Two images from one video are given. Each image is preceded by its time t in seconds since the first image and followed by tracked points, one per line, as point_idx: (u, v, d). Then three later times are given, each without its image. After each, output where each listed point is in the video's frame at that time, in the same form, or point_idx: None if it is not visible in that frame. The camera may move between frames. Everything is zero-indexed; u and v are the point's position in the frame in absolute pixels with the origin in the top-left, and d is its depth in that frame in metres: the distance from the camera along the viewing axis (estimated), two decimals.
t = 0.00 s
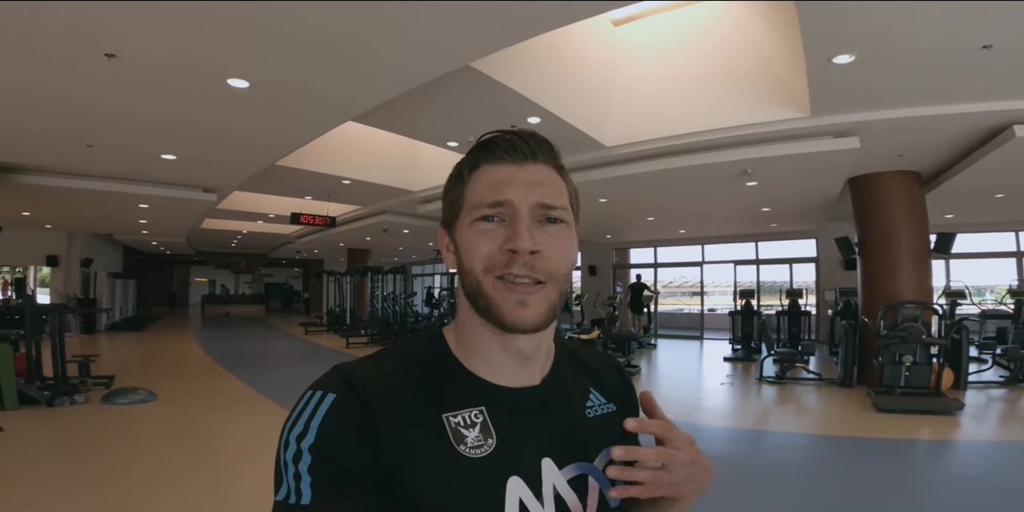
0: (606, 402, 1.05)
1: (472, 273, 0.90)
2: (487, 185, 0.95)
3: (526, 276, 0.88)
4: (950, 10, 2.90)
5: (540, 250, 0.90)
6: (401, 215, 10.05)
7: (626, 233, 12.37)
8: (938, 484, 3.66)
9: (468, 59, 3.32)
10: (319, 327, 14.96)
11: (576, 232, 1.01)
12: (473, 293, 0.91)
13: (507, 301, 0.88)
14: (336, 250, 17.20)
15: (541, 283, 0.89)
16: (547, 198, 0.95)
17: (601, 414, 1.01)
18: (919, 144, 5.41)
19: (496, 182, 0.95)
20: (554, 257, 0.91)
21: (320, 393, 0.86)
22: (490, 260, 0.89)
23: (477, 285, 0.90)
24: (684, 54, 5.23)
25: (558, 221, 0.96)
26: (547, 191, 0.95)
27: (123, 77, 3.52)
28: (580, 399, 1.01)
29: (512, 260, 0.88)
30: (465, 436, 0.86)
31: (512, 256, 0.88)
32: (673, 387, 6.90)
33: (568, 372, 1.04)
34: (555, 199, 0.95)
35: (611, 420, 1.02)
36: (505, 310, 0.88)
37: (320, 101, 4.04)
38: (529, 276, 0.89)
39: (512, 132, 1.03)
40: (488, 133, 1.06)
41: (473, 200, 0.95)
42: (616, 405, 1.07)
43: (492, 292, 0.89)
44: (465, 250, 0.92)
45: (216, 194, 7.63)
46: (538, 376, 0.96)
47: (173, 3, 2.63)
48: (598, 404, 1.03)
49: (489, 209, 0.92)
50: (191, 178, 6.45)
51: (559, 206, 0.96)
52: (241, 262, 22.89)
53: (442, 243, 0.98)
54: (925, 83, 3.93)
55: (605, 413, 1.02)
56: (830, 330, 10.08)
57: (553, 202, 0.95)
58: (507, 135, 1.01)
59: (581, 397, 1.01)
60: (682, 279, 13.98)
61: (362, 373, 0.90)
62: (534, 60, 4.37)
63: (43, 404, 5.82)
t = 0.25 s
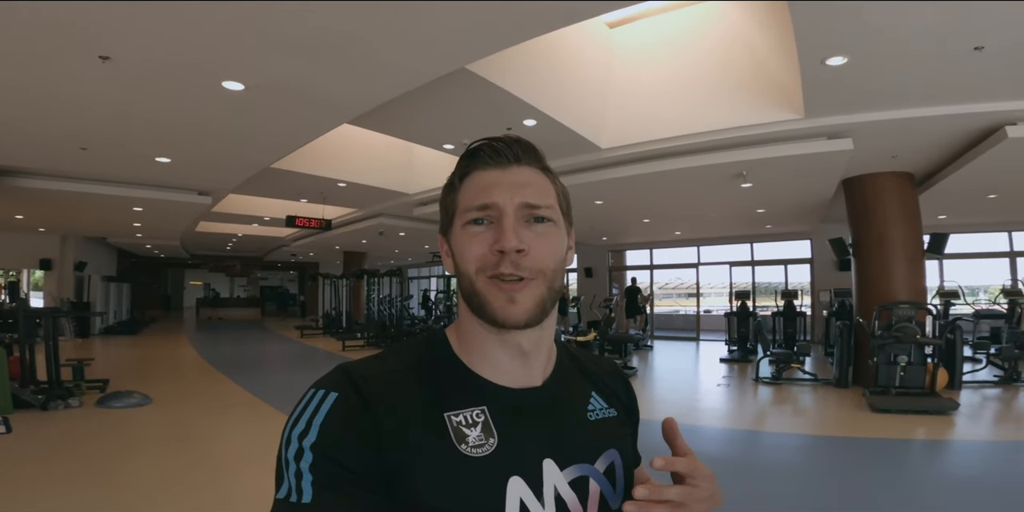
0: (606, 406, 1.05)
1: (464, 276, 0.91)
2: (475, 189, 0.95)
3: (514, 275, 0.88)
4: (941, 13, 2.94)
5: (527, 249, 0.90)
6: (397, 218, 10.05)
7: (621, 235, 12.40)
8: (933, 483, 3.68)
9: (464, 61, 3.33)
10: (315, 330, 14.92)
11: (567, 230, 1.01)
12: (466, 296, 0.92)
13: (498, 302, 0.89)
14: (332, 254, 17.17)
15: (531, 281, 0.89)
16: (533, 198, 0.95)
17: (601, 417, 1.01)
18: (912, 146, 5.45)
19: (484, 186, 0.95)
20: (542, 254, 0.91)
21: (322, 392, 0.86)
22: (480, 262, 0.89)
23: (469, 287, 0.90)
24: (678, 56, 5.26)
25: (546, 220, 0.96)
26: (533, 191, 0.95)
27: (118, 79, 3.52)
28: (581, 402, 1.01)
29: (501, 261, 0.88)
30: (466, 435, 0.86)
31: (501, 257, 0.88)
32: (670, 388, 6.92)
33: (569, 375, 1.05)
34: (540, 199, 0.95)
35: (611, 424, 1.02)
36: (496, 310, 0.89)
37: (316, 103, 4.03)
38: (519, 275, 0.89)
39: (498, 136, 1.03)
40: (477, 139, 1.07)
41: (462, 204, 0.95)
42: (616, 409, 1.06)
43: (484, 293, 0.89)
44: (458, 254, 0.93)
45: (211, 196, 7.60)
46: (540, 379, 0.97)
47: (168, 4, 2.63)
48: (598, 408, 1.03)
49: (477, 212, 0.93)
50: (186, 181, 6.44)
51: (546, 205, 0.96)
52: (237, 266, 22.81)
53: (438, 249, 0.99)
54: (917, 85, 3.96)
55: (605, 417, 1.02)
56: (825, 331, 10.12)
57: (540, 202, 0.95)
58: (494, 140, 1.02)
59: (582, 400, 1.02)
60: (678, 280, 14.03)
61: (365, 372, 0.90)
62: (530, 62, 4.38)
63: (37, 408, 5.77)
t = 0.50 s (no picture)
0: (605, 409, 1.04)
1: (468, 275, 0.90)
2: (479, 188, 0.94)
3: (519, 275, 0.88)
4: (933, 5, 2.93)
5: (532, 250, 0.89)
6: (396, 217, 10.04)
7: (620, 230, 12.39)
8: (933, 474, 3.69)
9: (456, 59, 3.31)
10: (316, 330, 14.94)
11: (570, 231, 1.01)
12: (470, 295, 0.91)
13: (502, 300, 0.89)
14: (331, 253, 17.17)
15: (536, 282, 0.89)
16: (538, 198, 0.94)
17: (599, 420, 1.00)
18: (909, 136, 5.43)
19: (488, 185, 0.95)
20: (547, 255, 0.91)
21: (321, 393, 0.85)
22: (485, 262, 0.89)
23: (473, 287, 0.90)
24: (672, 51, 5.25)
25: (550, 221, 0.96)
26: (537, 192, 0.95)
27: (110, 82, 3.51)
28: (579, 404, 1.00)
29: (506, 261, 0.88)
30: (464, 438, 0.85)
31: (507, 257, 0.88)
32: (670, 382, 6.93)
33: (568, 377, 1.04)
34: (546, 199, 0.95)
35: (610, 427, 1.01)
36: (501, 310, 0.89)
37: (310, 103, 4.02)
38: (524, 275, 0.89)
39: (501, 136, 1.02)
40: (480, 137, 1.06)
41: (466, 204, 0.95)
42: (614, 412, 1.06)
43: (489, 293, 0.89)
44: (461, 253, 0.92)
45: (208, 199, 7.60)
46: (539, 381, 0.96)
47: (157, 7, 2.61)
48: (597, 410, 1.02)
49: (481, 212, 0.92)
50: (183, 184, 6.43)
51: (551, 205, 0.95)
52: (237, 267, 22.84)
53: (440, 249, 0.99)
54: (913, 76, 3.95)
55: (604, 419, 1.01)
56: (826, 322, 10.11)
57: (545, 202, 0.94)
58: (497, 139, 1.01)
59: (581, 402, 1.01)
60: (678, 274, 14.03)
61: (364, 373, 0.89)
62: (523, 60, 4.37)
63: (39, 413, 5.79)
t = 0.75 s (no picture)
0: (606, 409, 1.03)
1: (478, 271, 0.88)
2: (487, 184, 0.93)
3: (534, 271, 0.87)
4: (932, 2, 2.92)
5: (545, 246, 0.89)
6: (399, 221, 10.08)
7: (624, 231, 12.37)
8: (941, 473, 3.65)
9: (456, 61, 3.33)
10: (323, 334, 14.99)
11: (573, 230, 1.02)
12: (480, 291, 0.88)
13: (517, 297, 0.87)
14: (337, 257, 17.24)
15: (548, 278, 0.88)
16: (548, 195, 0.95)
17: (600, 420, 1.00)
18: (913, 133, 5.40)
19: (497, 181, 0.94)
20: (558, 251, 0.91)
21: (320, 391, 0.83)
22: (497, 258, 0.87)
23: (484, 284, 0.87)
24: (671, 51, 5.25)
25: (557, 219, 0.96)
26: (546, 189, 0.95)
27: (113, 89, 3.54)
28: (580, 404, 1.00)
29: (521, 257, 0.86)
30: (463, 437, 0.84)
31: (521, 253, 0.87)
32: (676, 382, 6.90)
33: (569, 377, 1.04)
34: (555, 196, 0.95)
35: (610, 427, 1.01)
36: (515, 307, 0.87)
37: (312, 107, 4.05)
38: (537, 271, 0.88)
39: (504, 134, 1.02)
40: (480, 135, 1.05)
41: (474, 199, 0.93)
42: (615, 412, 1.05)
43: (502, 289, 0.87)
44: (470, 249, 0.89)
45: (213, 204, 7.66)
46: (537, 381, 0.96)
47: (158, 13, 2.64)
48: (597, 410, 1.01)
49: (491, 207, 0.91)
50: (188, 189, 6.49)
51: (559, 202, 0.96)
52: (243, 272, 22.97)
53: (442, 246, 0.96)
54: (915, 73, 3.93)
55: (604, 419, 1.01)
56: (833, 321, 10.03)
57: (554, 199, 0.95)
58: (502, 136, 1.01)
59: (581, 402, 1.00)
60: (683, 274, 13.98)
61: (363, 372, 0.88)
62: (524, 62, 4.39)
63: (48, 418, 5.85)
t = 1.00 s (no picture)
0: (607, 409, 1.04)
1: (497, 273, 0.85)
2: (508, 185, 0.91)
3: (555, 276, 0.86)
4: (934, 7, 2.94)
5: (567, 252, 0.87)
6: (402, 225, 10.10)
7: (626, 236, 12.38)
8: (944, 477, 3.64)
9: (459, 65, 3.35)
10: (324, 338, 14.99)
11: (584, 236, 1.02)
12: (498, 294, 0.85)
13: (537, 302, 0.84)
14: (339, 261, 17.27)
15: (568, 284, 0.87)
16: (567, 199, 0.94)
17: (601, 420, 1.00)
18: (915, 138, 5.40)
19: (517, 182, 0.92)
20: (578, 256, 0.90)
21: (323, 392, 0.82)
22: (518, 261, 0.84)
23: (503, 287, 0.85)
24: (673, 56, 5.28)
25: (573, 224, 0.96)
26: (565, 194, 0.95)
27: (119, 91, 3.57)
28: (582, 404, 1.00)
29: (543, 261, 0.84)
30: (467, 439, 0.84)
31: (543, 257, 0.85)
32: (678, 387, 6.89)
33: (571, 378, 1.04)
34: (574, 201, 0.95)
35: (610, 427, 1.01)
36: (535, 311, 0.84)
37: (316, 110, 4.07)
38: (558, 276, 0.86)
39: (521, 134, 1.01)
40: (495, 135, 1.03)
41: (493, 199, 0.90)
42: (616, 412, 1.06)
43: (522, 293, 0.84)
44: (489, 250, 0.86)
45: (217, 207, 7.69)
46: (542, 382, 0.95)
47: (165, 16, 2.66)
48: (599, 410, 1.02)
49: (512, 209, 0.89)
50: (191, 192, 6.51)
51: (577, 207, 0.95)
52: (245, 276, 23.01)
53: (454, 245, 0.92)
54: (917, 78, 3.94)
55: (606, 419, 1.01)
56: (835, 327, 10.01)
57: (573, 204, 0.94)
58: (520, 137, 1.00)
59: (582, 402, 1.00)
60: (685, 280, 13.97)
61: (366, 372, 0.87)
62: (526, 66, 4.41)
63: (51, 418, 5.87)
